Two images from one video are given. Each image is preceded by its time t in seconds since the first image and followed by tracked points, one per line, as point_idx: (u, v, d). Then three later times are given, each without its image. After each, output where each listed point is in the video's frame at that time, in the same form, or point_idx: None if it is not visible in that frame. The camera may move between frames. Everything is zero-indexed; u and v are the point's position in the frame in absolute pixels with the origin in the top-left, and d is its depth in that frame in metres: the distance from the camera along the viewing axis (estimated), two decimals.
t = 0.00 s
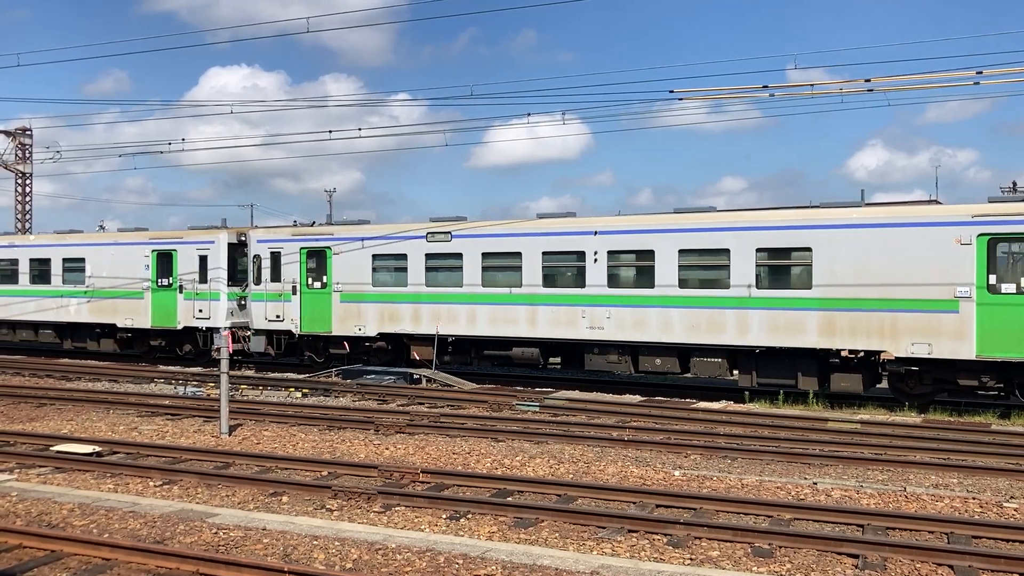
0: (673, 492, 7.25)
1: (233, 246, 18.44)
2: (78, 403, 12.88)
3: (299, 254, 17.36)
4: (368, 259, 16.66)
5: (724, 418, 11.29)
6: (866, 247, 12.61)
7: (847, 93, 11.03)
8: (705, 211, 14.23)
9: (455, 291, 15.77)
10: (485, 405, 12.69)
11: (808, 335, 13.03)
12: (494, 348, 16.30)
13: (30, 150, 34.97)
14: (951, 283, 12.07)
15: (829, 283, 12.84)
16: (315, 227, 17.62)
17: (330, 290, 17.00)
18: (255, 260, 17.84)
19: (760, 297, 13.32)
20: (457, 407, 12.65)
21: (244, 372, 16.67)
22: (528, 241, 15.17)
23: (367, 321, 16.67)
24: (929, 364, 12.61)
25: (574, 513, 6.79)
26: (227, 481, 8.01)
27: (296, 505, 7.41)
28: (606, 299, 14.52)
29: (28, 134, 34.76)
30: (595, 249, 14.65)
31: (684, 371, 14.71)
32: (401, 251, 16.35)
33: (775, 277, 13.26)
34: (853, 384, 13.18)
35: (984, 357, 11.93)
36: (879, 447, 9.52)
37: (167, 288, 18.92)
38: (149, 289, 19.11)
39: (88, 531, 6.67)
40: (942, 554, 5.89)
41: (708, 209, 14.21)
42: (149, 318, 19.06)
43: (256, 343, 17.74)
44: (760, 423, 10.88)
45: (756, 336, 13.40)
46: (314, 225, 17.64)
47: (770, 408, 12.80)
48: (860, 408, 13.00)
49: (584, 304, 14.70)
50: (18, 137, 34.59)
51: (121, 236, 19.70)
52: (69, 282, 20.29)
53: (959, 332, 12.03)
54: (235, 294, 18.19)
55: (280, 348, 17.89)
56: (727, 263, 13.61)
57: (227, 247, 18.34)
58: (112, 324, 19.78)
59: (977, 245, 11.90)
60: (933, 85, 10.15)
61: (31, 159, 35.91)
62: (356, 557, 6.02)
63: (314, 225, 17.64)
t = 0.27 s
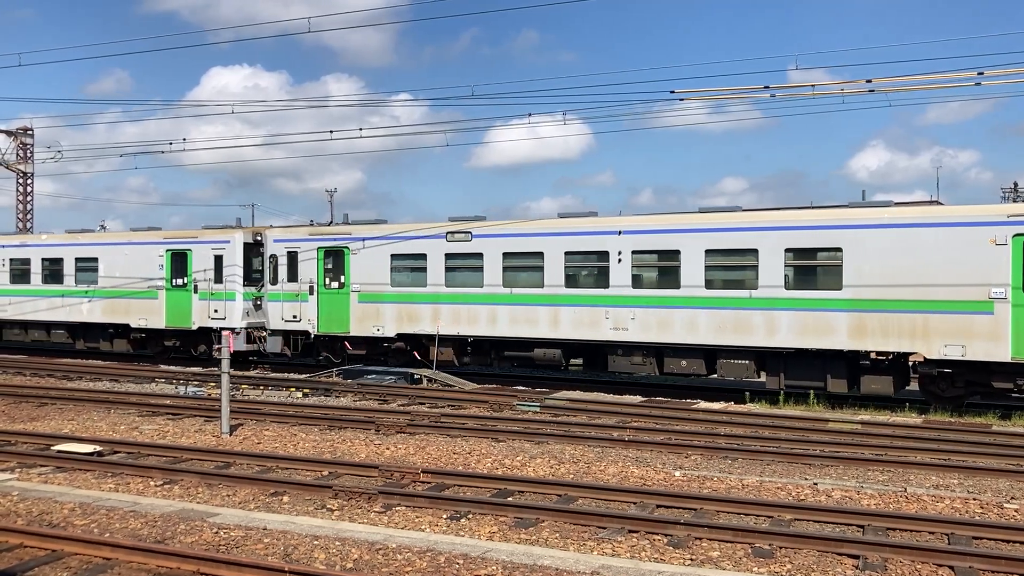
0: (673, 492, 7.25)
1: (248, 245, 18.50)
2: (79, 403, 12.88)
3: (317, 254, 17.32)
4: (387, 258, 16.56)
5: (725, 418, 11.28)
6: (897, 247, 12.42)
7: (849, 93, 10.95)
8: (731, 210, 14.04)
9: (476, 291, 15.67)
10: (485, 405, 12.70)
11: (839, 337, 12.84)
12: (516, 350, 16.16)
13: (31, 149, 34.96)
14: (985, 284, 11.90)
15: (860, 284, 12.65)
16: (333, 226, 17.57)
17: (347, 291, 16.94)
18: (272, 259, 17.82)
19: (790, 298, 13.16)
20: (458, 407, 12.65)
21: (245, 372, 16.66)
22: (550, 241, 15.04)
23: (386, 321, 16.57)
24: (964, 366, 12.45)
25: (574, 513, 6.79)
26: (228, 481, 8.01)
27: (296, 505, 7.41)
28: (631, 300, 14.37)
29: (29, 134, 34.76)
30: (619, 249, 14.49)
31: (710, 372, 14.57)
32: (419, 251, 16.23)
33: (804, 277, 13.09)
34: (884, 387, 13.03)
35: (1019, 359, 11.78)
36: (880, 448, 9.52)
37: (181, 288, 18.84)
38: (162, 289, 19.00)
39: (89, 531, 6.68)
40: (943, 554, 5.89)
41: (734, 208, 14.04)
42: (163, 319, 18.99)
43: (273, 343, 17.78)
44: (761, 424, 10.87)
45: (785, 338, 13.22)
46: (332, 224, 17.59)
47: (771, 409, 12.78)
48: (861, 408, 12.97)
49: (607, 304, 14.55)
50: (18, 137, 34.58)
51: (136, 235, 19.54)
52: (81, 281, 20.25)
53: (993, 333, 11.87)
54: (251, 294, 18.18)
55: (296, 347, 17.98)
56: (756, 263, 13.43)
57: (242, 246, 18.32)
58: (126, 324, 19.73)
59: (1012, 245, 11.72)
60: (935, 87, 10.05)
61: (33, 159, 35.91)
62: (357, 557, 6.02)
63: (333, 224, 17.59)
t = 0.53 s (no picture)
0: (673, 493, 7.26)
1: (264, 244, 18.29)
2: (79, 402, 12.89)
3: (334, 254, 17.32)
4: (406, 258, 16.52)
5: (725, 418, 11.29)
6: (927, 247, 12.35)
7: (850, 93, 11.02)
8: (758, 209, 13.94)
9: (497, 292, 15.61)
10: (486, 405, 12.70)
11: (868, 339, 12.73)
12: (537, 351, 16.07)
13: (31, 148, 34.98)
14: (1019, 285, 11.81)
15: (891, 285, 12.55)
16: (352, 225, 17.62)
17: (365, 291, 16.90)
18: (290, 259, 17.89)
19: (819, 299, 13.07)
20: (458, 407, 12.65)
21: (245, 372, 16.64)
22: (573, 241, 14.96)
23: (404, 322, 16.52)
24: (997, 369, 12.32)
25: (574, 514, 6.79)
26: (229, 481, 8.01)
27: (296, 505, 7.41)
28: (656, 301, 14.29)
29: (29, 134, 34.77)
30: (643, 249, 14.42)
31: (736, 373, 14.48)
32: (439, 251, 16.19)
33: (833, 277, 13.00)
34: (914, 390, 12.90)
35: None
36: (880, 449, 9.52)
37: (195, 288, 18.73)
38: (176, 289, 18.91)
39: (89, 530, 6.68)
40: (943, 555, 5.88)
41: (760, 207, 13.96)
42: (177, 319, 18.91)
43: (289, 343, 17.87)
44: (761, 425, 10.87)
45: (813, 340, 13.12)
46: (351, 223, 17.62)
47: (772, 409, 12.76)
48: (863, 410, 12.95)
49: (631, 306, 14.47)
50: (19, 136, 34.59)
51: (148, 235, 19.49)
52: (93, 281, 20.22)
53: None
54: (267, 294, 18.09)
55: (312, 348, 18.05)
56: (783, 263, 13.35)
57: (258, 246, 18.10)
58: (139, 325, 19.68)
59: None
60: (935, 87, 10.10)
61: (33, 158, 35.95)
62: (357, 557, 6.02)
63: (351, 223, 17.62)
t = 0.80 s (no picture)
0: (673, 493, 7.25)
1: (280, 244, 18.45)
2: (79, 402, 12.89)
3: (351, 254, 17.24)
4: (425, 258, 16.48)
5: (725, 419, 11.29)
6: (958, 247, 12.26)
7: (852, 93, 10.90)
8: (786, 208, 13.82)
9: (517, 292, 15.55)
10: (486, 405, 12.70)
11: (899, 341, 12.63)
12: (558, 352, 16.02)
13: (31, 148, 34.99)
14: None
15: (923, 286, 12.45)
16: (367, 224, 17.47)
17: (383, 291, 16.87)
18: (305, 258, 17.79)
19: (848, 300, 12.95)
20: (458, 407, 12.66)
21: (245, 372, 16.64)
22: (596, 241, 14.88)
23: (424, 322, 16.46)
24: None
25: (574, 514, 6.79)
26: (229, 481, 8.01)
27: (296, 505, 7.41)
28: (680, 302, 14.20)
29: (29, 134, 34.77)
30: (667, 249, 14.33)
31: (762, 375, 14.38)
32: (459, 251, 16.12)
33: (861, 278, 12.90)
34: (946, 392, 12.78)
35: None
36: (880, 450, 9.53)
37: (209, 288, 18.77)
38: (190, 289, 18.92)
39: (89, 530, 6.68)
40: (943, 556, 5.88)
41: (786, 206, 13.85)
42: (191, 320, 18.93)
43: (304, 344, 17.89)
44: (761, 425, 10.87)
45: (842, 342, 13.01)
46: (367, 221, 17.45)
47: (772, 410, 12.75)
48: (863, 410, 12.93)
49: (656, 307, 14.38)
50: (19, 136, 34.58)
51: (161, 234, 19.46)
52: (106, 281, 20.19)
53: None
54: (281, 294, 18.28)
55: (327, 349, 18.00)
56: (811, 263, 13.24)
57: (274, 245, 18.21)
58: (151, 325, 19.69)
59: None
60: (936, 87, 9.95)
61: (34, 159, 35.97)
62: (357, 557, 6.02)
63: (367, 222, 17.45)
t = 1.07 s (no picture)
0: (673, 494, 7.26)
1: (296, 244, 18.40)
2: (80, 402, 12.89)
3: (368, 254, 17.23)
4: (444, 257, 16.47)
5: (724, 419, 11.29)
6: (988, 247, 12.26)
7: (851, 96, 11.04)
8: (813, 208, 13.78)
9: (539, 292, 15.52)
10: (486, 405, 12.71)
11: (929, 342, 12.61)
12: (578, 353, 16.05)
13: (32, 148, 35.01)
14: None
15: (953, 286, 12.45)
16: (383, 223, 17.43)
17: (401, 291, 16.85)
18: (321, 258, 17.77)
19: (878, 300, 12.92)
20: (458, 407, 12.67)
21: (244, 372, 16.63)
22: (619, 240, 14.87)
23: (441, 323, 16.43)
24: None
25: (574, 514, 6.79)
26: (229, 481, 8.01)
27: (296, 505, 7.41)
28: (705, 302, 14.18)
29: (29, 134, 34.78)
30: (692, 249, 14.30)
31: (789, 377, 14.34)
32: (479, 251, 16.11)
33: (888, 278, 12.90)
34: (976, 395, 12.76)
35: None
36: (880, 450, 9.54)
37: (223, 288, 18.75)
38: (205, 289, 18.91)
39: (89, 530, 6.68)
40: (942, 556, 5.89)
41: (812, 206, 13.83)
42: (205, 320, 18.93)
43: (321, 344, 17.87)
44: (761, 425, 10.87)
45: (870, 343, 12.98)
46: (383, 221, 17.40)
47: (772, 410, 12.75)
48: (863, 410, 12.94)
49: (680, 307, 14.36)
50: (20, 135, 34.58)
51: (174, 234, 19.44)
52: (118, 281, 20.19)
53: None
54: (297, 294, 18.18)
55: (342, 349, 18.05)
56: (839, 264, 13.21)
57: (290, 245, 18.21)
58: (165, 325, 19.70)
59: None
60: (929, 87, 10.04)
61: (34, 158, 35.99)
62: (357, 557, 6.02)
63: (383, 221, 17.41)
